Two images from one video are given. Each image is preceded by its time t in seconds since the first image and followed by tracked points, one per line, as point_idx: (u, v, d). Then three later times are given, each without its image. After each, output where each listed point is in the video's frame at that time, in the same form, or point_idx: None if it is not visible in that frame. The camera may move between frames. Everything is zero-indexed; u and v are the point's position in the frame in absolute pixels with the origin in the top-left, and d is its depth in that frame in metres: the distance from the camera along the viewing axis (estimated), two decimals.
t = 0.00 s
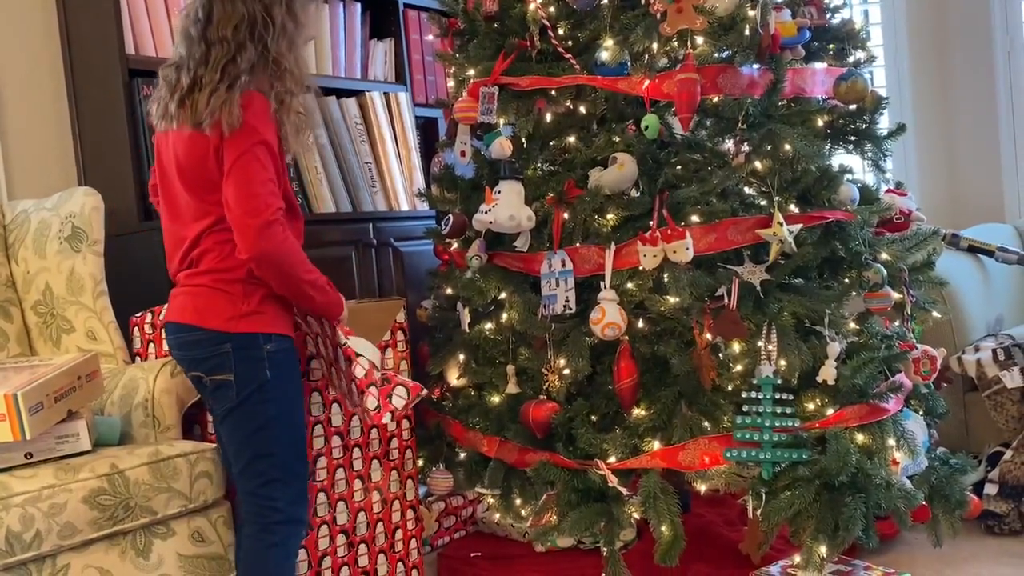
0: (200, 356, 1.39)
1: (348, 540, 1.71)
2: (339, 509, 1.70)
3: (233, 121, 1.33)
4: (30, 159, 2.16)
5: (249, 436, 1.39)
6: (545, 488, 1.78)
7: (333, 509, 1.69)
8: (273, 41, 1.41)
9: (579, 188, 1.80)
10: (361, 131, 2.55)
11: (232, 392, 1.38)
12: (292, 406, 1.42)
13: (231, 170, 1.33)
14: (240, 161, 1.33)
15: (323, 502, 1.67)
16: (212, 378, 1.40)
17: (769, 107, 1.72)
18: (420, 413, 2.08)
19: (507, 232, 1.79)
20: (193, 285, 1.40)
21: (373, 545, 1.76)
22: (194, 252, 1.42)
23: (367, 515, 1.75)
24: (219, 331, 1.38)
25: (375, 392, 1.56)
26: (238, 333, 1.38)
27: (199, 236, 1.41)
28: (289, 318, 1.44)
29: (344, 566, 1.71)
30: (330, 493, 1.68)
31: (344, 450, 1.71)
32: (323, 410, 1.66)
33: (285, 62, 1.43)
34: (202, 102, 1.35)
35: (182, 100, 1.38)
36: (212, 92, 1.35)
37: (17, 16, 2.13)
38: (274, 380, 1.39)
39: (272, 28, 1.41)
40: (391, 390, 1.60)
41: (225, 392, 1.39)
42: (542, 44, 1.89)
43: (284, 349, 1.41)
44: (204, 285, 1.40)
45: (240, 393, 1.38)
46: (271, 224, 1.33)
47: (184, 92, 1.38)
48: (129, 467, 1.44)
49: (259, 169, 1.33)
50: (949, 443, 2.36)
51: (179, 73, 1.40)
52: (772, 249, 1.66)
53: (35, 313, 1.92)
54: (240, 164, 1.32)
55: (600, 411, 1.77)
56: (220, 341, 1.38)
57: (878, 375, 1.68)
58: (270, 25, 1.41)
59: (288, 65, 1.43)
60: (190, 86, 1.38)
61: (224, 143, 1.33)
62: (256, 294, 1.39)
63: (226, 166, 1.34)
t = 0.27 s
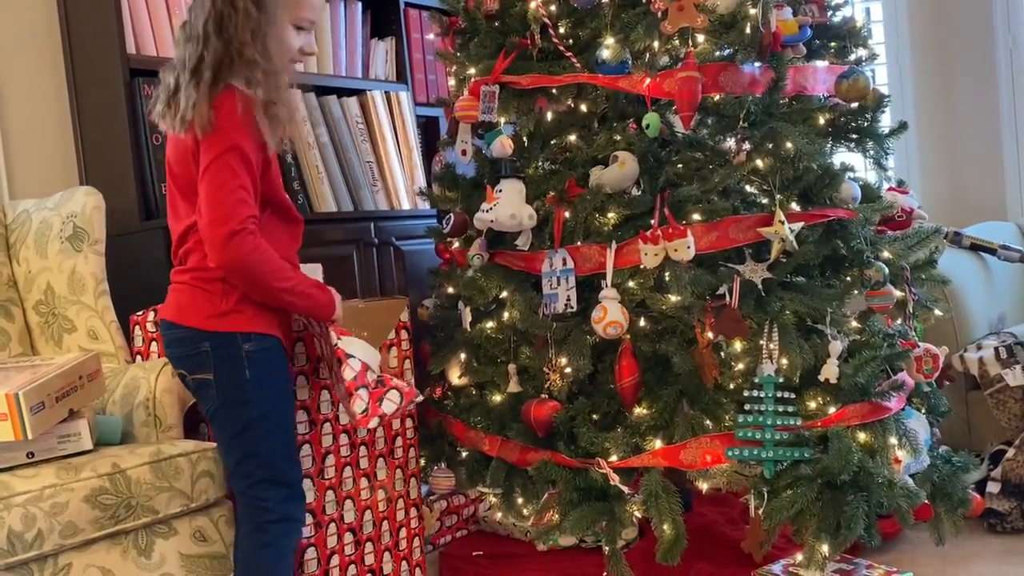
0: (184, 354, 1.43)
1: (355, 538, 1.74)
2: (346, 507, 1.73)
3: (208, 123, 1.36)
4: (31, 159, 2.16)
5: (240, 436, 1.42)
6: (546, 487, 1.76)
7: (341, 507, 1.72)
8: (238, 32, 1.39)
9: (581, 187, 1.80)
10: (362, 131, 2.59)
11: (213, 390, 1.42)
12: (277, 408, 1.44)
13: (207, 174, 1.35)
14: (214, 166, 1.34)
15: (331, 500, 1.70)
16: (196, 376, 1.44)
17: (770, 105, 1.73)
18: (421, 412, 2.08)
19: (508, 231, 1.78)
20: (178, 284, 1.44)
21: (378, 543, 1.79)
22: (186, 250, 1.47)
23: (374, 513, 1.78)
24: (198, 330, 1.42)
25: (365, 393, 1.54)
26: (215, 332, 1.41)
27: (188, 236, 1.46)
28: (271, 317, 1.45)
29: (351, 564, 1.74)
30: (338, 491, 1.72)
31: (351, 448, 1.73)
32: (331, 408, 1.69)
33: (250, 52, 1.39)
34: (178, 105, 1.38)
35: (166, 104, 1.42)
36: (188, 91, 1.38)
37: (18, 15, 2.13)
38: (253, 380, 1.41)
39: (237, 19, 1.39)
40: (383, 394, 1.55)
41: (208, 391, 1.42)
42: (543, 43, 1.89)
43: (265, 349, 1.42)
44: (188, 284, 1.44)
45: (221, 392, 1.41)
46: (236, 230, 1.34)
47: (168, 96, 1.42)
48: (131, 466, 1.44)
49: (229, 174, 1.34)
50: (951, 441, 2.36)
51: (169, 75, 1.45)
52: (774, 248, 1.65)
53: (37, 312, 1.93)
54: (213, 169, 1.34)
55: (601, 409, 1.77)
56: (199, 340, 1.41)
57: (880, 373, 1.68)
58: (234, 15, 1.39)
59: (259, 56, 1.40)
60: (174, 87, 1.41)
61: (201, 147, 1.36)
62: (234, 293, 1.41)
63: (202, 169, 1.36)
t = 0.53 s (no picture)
0: (180, 361, 1.45)
1: (358, 542, 1.75)
2: (349, 511, 1.73)
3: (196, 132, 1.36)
4: (35, 165, 2.16)
5: (236, 441, 1.42)
6: (548, 490, 1.76)
7: (344, 511, 1.72)
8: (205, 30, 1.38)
9: (582, 190, 1.80)
10: (364, 135, 2.60)
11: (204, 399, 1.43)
12: (268, 418, 1.43)
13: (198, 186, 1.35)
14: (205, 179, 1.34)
15: (334, 504, 1.71)
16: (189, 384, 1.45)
17: (772, 107, 1.73)
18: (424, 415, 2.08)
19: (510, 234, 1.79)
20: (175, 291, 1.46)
21: (380, 546, 1.79)
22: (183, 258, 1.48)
23: (376, 517, 1.78)
24: (190, 337, 1.43)
25: (342, 407, 1.56)
26: (207, 341, 1.42)
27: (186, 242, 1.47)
28: (264, 326, 1.44)
29: (354, 568, 1.74)
30: (341, 495, 1.72)
31: (354, 452, 1.73)
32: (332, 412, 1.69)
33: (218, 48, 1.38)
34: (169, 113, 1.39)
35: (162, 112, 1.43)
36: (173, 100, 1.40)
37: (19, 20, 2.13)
38: (243, 391, 1.41)
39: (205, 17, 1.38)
40: (361, 411, 1.57)
41: (200, 399, 1.44)
42: (544, 46, 1.88)
43: (256, 360, 1.42)
44: (184, 291, 1.45)
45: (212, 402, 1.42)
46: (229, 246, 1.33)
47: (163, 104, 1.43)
48: (134, 470, 1.45)
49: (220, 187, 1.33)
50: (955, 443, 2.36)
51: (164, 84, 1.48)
52: (775, 251, 1.65)
53: (40, 317, 1.93)
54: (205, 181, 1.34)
55: (604, 412, 1.77)
56: (192, 348, 1.43)
57: (883, 376, 1.67)
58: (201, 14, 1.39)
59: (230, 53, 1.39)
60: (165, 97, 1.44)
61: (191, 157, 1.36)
62: (224, 302, 1.42)
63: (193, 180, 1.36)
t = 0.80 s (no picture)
0: (200, 379, 1.46)
1: (365, 554, 1.76)
2: (357, 524, 1.75)
3: (222, 143, 1.39)
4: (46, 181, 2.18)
5: (249, 457, 1.44)
6: (556, 504, 1.76)
7: (352, 524, 1.73)
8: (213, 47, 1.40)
9: (589, 205, 1.82)
10: (372, 149, 2.62)
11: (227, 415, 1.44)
12: (289, 433, 1.46)
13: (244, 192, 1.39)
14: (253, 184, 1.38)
15: (343, 517, 1.72)
16: (210, 401, 1.46)
17: (776, 123, 1.76)
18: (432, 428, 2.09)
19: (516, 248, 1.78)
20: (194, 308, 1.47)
21: (389, 559, 1.81)
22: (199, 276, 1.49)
23: (383, 530, 1.80)
24: (212, 354, 1.44)
25: (400, 400, 1.59)
26: (230, 357, 1.43)
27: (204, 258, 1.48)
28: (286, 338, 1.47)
29: None
30: (349, 508, 1.73)
31: (362, 465, 1.75)
32: (341, 424, 1.71)
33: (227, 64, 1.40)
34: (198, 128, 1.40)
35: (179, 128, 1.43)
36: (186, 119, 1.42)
37: (32, 37, 2.16)
38: (268, 405, 1.43)
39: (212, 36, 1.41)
40: (417, 402, 1.61)
41: (223, 416, 1.45)
42: (550, 63, 1.90)
43: (279, 375, 1.45)
44: (204, 308, 1.46)
45: (235, 417, 1.44)
46: (299, 237, 1.40)
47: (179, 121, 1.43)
48: (145, 485, 1.47)
49: (275, 188, 1.39)
50: (961, 456, 2.37)
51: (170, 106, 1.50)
52: (781, 265, 1.65)
53: (51, 331, 1.95)
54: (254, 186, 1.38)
55: (611, 426, 1.78)
56: (214, 364, 1.44)
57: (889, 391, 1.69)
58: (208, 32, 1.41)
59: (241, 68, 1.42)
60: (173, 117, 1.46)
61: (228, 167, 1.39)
62: (248, 317, 1.44)
63: (235, 189, 1.40)
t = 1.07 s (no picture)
0: (239, 402, 1.43)
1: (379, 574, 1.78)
2: (373, 543, 1.77)
3: (271, 165, 1.40)
4: (65, 195, 2.23)
5: (286, 478, 1.42)
6: (572, 527, 1.76)
7: (368, 543, 1.76)
8: (247, 77, 1.42)
9: (605, 226, 1.81)
10: (388, 165, 2.63)
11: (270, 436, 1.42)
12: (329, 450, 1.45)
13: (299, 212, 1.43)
14: (310, 205, 1.43)
15: (358, 537, 1.74)
16: (250, 423, 1.43)
17: (793, 144, 1.75)
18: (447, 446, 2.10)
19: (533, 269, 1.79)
20: (229, 332, 1.43)
21: None
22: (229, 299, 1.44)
23: (398, 550, 1.81)
24: (256, 375, 1.40)
25: (440, 416, 1.75)
26: (275, 377, 1.41)
27: (237, 282, 1.44)
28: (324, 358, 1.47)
29: None
30: (364, 528, 1.75)
31: (377, 485, 1.77)
32: (357, 444, 1.74)
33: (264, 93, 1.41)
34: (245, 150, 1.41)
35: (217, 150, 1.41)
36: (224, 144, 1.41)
37: (54, 55, 2.21)
38: (311, 423, 1.42)
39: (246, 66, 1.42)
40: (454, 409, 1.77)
41: (264, 437, 1.42)
42: (567, 84, 1.91)
43: (319, 394, 1.44)
44: (241, 331, 1.42)
45: (277, 437, 1.42)
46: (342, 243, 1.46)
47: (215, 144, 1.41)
48: (164, 505, 1.48)
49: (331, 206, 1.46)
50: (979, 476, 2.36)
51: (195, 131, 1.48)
52: (798, 289, 1.67)
53: (72, 348, 1.97)
54: (310, 206, 1.43)
55: (627, 447, 1.78)
56: (257, 386, 1.40)
57: (907, 415, 1.68)
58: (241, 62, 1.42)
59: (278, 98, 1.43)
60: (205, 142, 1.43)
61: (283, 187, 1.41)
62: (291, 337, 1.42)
63: (291, 207, 1.42)
